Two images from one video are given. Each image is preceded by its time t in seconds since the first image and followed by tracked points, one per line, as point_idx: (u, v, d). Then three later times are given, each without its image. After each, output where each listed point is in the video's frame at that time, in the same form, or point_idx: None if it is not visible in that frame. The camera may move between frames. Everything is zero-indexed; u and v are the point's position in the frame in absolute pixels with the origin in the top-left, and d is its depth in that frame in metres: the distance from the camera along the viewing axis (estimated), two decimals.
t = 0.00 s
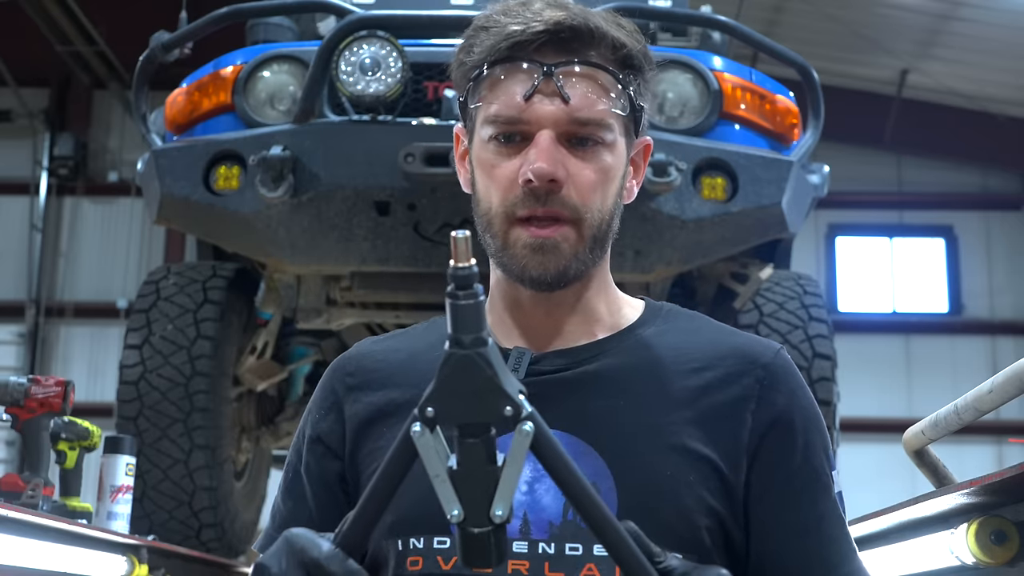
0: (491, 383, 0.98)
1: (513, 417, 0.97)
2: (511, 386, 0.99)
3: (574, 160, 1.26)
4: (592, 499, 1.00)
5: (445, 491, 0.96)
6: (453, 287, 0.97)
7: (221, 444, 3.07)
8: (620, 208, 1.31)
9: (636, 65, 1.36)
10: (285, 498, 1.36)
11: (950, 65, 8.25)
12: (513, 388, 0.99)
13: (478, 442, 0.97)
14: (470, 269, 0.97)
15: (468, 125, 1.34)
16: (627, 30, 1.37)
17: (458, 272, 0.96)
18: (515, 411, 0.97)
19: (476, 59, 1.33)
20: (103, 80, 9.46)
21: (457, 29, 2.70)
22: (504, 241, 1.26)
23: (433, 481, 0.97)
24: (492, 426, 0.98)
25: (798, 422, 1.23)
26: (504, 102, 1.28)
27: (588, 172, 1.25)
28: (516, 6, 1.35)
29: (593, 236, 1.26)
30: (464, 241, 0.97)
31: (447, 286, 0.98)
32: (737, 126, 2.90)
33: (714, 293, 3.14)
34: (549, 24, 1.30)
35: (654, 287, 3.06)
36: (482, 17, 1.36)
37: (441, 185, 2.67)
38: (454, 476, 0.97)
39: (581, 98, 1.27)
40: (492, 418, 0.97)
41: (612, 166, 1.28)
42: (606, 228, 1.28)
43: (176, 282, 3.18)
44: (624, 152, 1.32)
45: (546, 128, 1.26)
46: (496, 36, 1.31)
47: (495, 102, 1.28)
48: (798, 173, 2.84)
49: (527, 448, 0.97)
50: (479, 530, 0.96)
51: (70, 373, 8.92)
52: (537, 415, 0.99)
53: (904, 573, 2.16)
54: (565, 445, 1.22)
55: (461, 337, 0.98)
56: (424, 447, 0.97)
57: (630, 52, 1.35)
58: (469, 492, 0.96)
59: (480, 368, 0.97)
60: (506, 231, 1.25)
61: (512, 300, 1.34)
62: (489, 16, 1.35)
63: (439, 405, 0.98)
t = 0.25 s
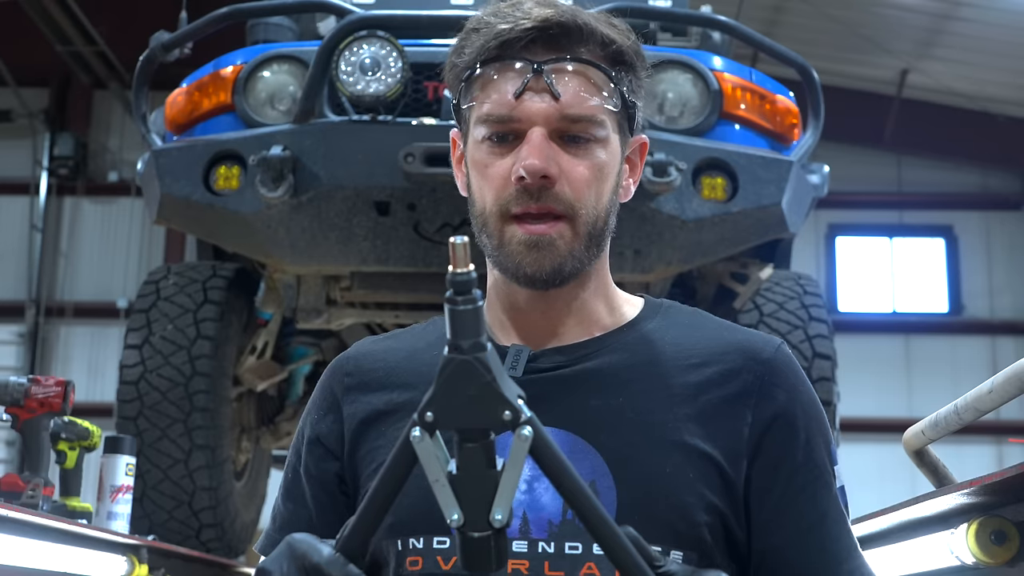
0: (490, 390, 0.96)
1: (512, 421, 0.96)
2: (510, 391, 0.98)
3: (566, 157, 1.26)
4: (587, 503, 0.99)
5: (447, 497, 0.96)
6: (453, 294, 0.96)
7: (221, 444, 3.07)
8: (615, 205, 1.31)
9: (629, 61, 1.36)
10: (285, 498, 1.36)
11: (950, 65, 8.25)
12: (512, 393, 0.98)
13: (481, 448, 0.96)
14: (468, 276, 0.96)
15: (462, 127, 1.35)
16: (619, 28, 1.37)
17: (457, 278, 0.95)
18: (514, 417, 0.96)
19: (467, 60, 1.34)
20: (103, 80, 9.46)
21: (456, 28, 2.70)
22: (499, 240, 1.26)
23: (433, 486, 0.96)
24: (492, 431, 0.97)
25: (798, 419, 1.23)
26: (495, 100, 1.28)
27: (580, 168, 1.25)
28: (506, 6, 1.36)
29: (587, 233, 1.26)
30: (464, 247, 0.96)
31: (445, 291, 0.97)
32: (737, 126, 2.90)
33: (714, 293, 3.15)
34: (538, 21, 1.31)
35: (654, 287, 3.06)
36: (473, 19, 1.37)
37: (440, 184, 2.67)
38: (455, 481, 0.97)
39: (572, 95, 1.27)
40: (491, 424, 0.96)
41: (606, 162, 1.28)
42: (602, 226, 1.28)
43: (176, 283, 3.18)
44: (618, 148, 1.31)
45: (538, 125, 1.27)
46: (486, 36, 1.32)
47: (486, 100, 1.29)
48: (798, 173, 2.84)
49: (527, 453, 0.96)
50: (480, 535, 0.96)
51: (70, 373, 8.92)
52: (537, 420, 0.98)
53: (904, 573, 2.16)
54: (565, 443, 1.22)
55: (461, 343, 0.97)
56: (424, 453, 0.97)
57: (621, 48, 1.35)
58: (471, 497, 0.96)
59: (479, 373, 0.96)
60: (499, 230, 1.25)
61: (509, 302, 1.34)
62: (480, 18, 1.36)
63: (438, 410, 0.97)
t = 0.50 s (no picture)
0: (477, 343, 0.98)
1: (498, 375, 0.97)
2: (496, 348, 0.99)
3: (570, 157, 1.26)
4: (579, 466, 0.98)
5: (434, 455, 0.95)
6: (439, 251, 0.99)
7: (221, 444, 3.07)
8: (614, 206, 1.31)
9: (632, 62, 1.36)
10: (278, 497, 1.36)
11: (950, 65, 8.25)
12: (497, 349, 0.99)
13: (468, 403, 0.96)
14: (454, 233, 0.99)
15: (463, 121, 1.35)
16: (624, 28, 1.37)
17: (444, 235, 0.98)
18: (501, 370, 0.97)
19: (472, 55, 1.33)
20: (103, 80, 9.46)
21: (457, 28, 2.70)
22: (499, 238, 1.26)
23: (421, 446, 0.96)
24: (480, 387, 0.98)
25: (795, 410, 1.24)
26: (499, 97, 1.28)
27: (583, 168, 1.25)
28: (512, 2, 1.35)
29: (587, 234, 1.26)
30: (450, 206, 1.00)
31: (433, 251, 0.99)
32: (737, 126, 2.90)
33: (714, 293, 3.15)
34: (545, 19, 1.30)
35: (654, 287, 3.06)
36: (478, 13, 1.37)
37: (440, 184, 2.67)
38: (443, 440, 0.96)
39: (577, 94, 1.27)
40: (478, 377, 0.97)
41: (608, 163, 1.28)
42: (601, 226, 1.28)
43: (176, 282, 3.18)
44: (619, 149, 1.31)
45: (542, 123, 1.26)
46: (492, 32, 1.32)
47: (490, 96, 1.29)
48: (798, 173, 2.84)
49: (513, 409, 0.96)
50: (469, 495, 0.95)
51: (70, 373, 8.93)
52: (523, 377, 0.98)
53: (904, 573, 2.16)
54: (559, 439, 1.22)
55: (447, 298, 0.99)
56: (413, 412, 0.97)
57: (626, 48, 1.35)
58: (460, 457, 0.95)
59: (466, 329, 0.98)
60: (500, 227, 1.25)
61: (504, 299, 1.34)
62: (485, 12, 1.35)
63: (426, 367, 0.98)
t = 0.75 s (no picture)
0: (448, 362, 0.92)
1: (472, 393, 0.92)
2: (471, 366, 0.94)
3: (588, 171, 1.26)
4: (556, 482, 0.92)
5: (409, 474, 0.90)
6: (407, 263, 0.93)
7: (221, 444, 3.07)
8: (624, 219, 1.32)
9: (654, 77, 1.36)
10: (276, 503, 1.36)
11: (950, 65, 8.25)
12: (472, 367, 0.93)
13: (441, 421, 0.91)
14: (424, 249, 0.93)
15: (478, 120, 1.34)
16: (648, 41, 1.36)
17: (414, 251, 0.92)
18: (473, 387, 0.91)
19: (495, 55, 1.31)
20: (103, 80, 9.46)
21: (457, 28, 2.70)
22: (508, 245, 1.26)
23: (397, 467, 0.91)
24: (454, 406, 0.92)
25: (788, 411, 1.23)
26: (522, 104, 1.27)
27: (601, 184, 1.26)
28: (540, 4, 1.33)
29: (597, 247, 1.26)
30: (418, 223, 0.93)
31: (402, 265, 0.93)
32: (737, 126, 2.90)
33: (713, 293, 3.15)
34: (578, 32, 1.28)
35: (654, 288, 3.06)
36: (503, 11, 1.34)
37: (440, 184, 2.67)
38: (418, 459, 0.91)
39: (600, 109, 1.27)
40: (450, 395, 0.92)
41: (622, 178, 1.29)
42: (610, 239, 1.28)
43: (176, 283, 3.19)
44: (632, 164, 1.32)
45: (563, 135, 1.26)
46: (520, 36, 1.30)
47: (511, 101, 1.28)
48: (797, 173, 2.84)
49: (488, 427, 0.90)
50: (447, 515, 0.90)
51: (70, 373, 8.93)
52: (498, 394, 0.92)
53: (904, 573, 2.16)
54: (552, 441, 1.22)
55: (418, 315, 0.93)
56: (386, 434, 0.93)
57: (651, 65, 1.34)
58: (433, 479, 0.91)
59: (438, 346, 0.92)
60: (511, 234, 1.26)
61: (504, 300, 1.34)
62: (511, 12, 1.33)
63: (399, 387, 0.94)
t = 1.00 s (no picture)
0: (442, 422, 0.98)
1: (465, 453, 0.97)
2: (463, 422, 0.99)
3: (589, 166, 1.26)
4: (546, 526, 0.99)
5: (404, 528, 0.98)
6: (399, 329, 0.98)
7: (221, 444, 3.07)
8: (625, 216, 1.32)
9: (656, 75, 1.36)
10: (275, 502, 1.37)
11: (950, 65, 8.25)
12: (464, 424, 0.99)
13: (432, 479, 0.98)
14: (414, 310, 0.97)
15: (478, 117, 1.34)
16: (650, 38, 1.37)
17: (404, 313, 0.96)
18: (468, 448, 0.97)
19: (496, 52, 1.32)
20: (103, 80, 9.46)
21: (456, 28, 2.70)
22: (508, 241, 1.26)
23: (392, 519, 0.99)
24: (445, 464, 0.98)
25: (787, 419, 1.23)
26: (523, 100, 1.28)
27: (602, 179, 1.26)
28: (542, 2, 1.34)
29: (597, 244, 1.26)
30: (406, 281, 0.97)
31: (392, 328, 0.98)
32: (737, 126, 2.90)
33: (713, 293, 3.15)
34: (579, 28, 1.30)
35: (654, 288, 3.06)
36: (504, 9, 1.35)
37: (440, 184, 2.67)
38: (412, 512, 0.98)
39: (602, 105, 1.27)
40: (444, 456, 0.97)
41: (623, 175, 1.29)
42: (611, 237, 1.28)
43: (176, 282, 3.18)
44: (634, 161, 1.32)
45: (565, 131, 1.26)
46: (522, 33, 1.31)
47: (512, 98, 1.29)
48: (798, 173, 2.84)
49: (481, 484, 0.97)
50: (441, 566, 0.97)
51: (70, 374, 8.92)
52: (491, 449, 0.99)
53: (904, 573, 2.16)
54: (550, 446, 1.22)
55: (410, 376, 0.99)
56: (380, 488, 0.99)
57: (652, 63, 1.35)
58: (429, 533, 0.98)
59: (428, 409, 0.98)
60: (511, 231, 1.25)
61: (504, 299, 1.34)
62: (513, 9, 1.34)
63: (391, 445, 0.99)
